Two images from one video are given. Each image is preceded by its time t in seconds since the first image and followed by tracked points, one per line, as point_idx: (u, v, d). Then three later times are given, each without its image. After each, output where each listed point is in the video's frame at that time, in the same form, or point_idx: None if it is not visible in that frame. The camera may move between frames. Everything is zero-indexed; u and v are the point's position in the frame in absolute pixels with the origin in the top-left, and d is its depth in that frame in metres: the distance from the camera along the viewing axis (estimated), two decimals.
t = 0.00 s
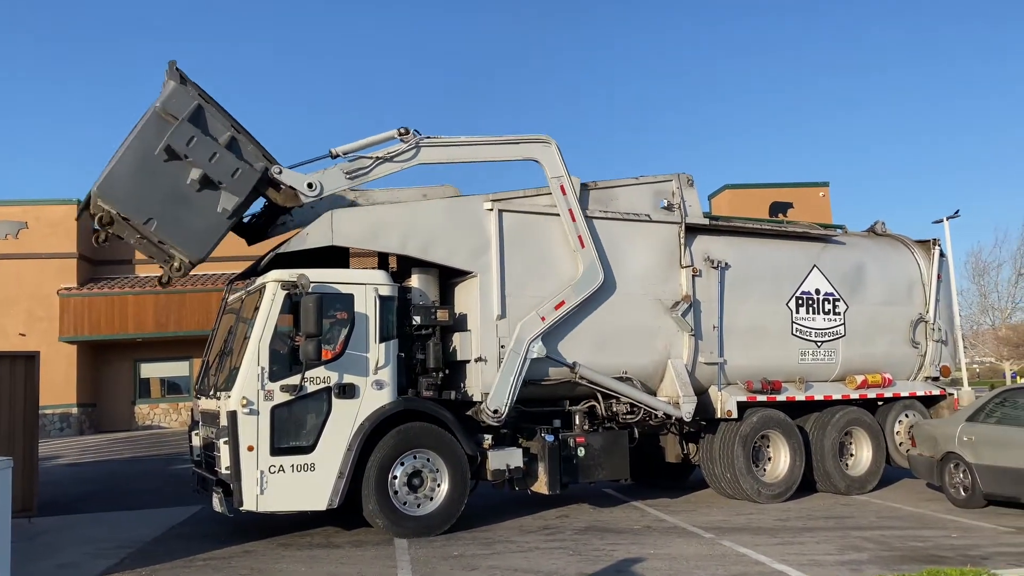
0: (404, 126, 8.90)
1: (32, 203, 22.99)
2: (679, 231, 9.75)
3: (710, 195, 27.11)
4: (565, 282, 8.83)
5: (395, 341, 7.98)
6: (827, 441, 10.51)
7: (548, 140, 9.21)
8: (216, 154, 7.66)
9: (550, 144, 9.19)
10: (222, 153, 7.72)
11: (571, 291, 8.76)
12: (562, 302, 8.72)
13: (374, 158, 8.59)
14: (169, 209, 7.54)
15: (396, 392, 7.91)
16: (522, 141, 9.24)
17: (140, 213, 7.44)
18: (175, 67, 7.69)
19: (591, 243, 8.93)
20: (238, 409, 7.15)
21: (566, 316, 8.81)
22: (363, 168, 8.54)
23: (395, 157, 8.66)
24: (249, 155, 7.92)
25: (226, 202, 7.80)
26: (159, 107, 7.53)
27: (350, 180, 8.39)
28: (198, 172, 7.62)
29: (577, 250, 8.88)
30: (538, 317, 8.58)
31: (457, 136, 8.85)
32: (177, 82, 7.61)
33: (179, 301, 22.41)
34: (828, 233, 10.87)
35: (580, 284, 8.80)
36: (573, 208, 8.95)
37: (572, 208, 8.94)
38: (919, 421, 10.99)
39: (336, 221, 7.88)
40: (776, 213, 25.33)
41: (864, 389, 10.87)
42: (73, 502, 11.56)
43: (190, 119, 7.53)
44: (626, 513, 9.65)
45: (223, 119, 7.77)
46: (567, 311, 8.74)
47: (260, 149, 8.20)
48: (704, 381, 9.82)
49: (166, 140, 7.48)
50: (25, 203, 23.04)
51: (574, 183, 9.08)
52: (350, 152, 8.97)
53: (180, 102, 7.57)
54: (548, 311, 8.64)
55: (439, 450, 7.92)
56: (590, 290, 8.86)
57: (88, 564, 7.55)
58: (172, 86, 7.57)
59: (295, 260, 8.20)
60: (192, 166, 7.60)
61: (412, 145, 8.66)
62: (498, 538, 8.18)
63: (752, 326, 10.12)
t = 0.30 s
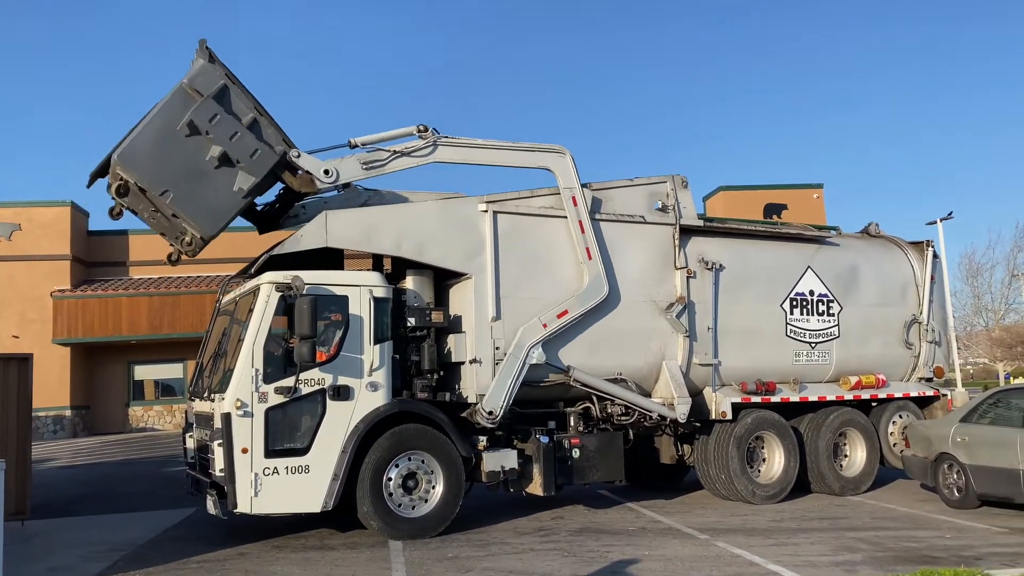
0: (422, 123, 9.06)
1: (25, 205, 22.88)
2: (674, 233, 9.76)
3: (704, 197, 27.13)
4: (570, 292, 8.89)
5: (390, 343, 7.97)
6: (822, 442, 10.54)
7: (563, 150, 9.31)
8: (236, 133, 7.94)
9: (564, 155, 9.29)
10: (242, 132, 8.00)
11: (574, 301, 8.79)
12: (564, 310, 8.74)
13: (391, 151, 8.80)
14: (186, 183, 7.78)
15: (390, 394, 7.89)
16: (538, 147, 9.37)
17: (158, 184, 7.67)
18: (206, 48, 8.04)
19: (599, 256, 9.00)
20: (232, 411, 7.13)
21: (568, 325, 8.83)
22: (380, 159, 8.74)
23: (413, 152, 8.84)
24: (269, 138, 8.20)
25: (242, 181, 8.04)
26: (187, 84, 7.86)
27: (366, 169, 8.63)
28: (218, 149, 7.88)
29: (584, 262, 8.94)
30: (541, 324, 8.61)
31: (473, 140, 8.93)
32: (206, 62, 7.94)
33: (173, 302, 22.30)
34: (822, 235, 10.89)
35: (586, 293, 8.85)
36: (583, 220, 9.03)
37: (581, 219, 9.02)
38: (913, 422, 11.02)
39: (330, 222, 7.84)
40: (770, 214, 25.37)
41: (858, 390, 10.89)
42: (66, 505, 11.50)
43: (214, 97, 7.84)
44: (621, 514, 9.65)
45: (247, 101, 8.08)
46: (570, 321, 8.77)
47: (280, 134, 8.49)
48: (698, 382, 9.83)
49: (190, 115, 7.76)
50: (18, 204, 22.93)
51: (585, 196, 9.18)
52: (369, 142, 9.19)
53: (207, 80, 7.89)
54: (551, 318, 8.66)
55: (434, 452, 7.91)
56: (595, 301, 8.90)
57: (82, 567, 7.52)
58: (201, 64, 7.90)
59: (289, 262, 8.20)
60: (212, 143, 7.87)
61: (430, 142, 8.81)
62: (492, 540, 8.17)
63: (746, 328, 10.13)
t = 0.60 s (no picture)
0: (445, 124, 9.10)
1: (20, 208, 22.84)
2: (670, 235, 9.77)
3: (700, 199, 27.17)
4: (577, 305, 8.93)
5: (386, 345, 7.97)
6: (818, 443, 10.54)
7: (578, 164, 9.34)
8: (262, 116, 7.98)
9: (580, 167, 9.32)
10: (268, 115, 8.04)
11: (580, 313, 8.84)
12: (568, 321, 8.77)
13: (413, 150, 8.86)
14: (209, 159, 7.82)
15: (387, 396, 7.88)
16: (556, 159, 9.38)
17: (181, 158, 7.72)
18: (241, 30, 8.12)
19: (607, 270, 9.08)
20: (228, 414, 7.11)
21: (572, 336, 8.88)
22: (400, 155, 8.82)
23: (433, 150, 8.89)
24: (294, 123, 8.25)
25: (264, 163, 8.08)
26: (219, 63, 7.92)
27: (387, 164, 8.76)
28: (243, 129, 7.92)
29: (591, 275, 9.01)
30: (544, 332, 8.64)
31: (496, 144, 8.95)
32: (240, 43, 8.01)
33: (169, 304, 22.28)
34: (817, 237, 10.91)
35: (592, 307, 8.91)
36: (593, 233, 9.11)
37: (591, 233, 9.10)
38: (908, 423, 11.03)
39: (328, 224, 7.84)
40: (766, 216, 25.43)
41: (855, 391, 10.91)
42: (62, 508, 11.46)
43: (244, 78, 7.90)
44: (617, 516, 9.66)
45: (276, 85, 8.13)
46: (573, 331, 8.80)
47: (305, 121, 8.54)
48: (695, 384, 9.85)
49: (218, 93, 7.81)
50: (12, 207, 22.89)
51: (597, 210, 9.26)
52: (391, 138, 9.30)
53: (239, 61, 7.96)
54: (554, 327, 8.69)
55: (430, 454, 7.90)
56: (600, 314, 8.96)
57: (78, 570, 7.50)
58: (234, 45, 7.98)
59: (285, 263, 8.19)
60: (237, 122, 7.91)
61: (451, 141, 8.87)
62: (489, 542, 8.16)
63: (743, 330, 10.15)
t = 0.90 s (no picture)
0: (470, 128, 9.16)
1: (16, 210, 22.82)
2: (667, 236, 9.78)
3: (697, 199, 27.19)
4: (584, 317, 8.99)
5: (383, 348, 7.96)
6: (815, 445, 10.55)
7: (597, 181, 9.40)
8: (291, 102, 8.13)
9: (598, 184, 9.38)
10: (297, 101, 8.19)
11: (586, 326, 8.89)
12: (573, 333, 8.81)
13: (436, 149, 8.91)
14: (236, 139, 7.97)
15: (384, 398, 7.88)
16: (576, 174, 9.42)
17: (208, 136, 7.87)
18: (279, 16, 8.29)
19: (615, 285, 9.14)
20: (226, 416, 7.11)
21: (577, 348, 8.93)
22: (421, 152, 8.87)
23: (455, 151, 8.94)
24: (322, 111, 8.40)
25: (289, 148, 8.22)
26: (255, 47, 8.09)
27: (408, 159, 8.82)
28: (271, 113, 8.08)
29: (601, 290, 9.07)
30: (549, 341, 8.68)
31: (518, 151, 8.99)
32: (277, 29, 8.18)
33: (166, 306, 22.25)
34: (814, 238, 10.92)
35: (597, 322, 8.96)
36: (605, 249, 9.19)
37: (604, 248, 9.17)
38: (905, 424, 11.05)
39: (326, 226, 7.84)
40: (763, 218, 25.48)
41: (851, 393, 10.92)
42: (60, 511, 11.45)
43: (277, 64, 8.05)
44: (615, 517, 9.66)
45: (308, 73, 8.29)
46: (577, 344, 8.84)
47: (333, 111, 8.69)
48: (692, 386, 9.86)
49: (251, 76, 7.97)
50: (9, 209, 22.86)
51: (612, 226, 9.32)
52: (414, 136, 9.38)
53: (275, 46, 8.12)
54: (560, 337, 8.73)
55: (428, 456, 7.90)
56: (608, 330, 9.02)
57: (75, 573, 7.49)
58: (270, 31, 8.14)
59: (282, 264, 8.18)
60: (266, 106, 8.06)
61: (474, 145, 8.90)
62: (486, 544, 8.15)
63: (740, 332, 10.16)
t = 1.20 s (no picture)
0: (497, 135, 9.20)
1: (15, 213, 22.82)
2: (665, 238, 9.78)
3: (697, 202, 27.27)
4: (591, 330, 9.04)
5: (382, 350, 7.97)
6: (814, 446, 10.56)
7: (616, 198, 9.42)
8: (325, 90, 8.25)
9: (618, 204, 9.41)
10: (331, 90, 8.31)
11: (592, 339, 8.94)
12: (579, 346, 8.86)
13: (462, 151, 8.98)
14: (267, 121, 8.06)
15: (383, 400, 7.88)
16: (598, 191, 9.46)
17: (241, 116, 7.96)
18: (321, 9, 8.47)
19: (625, 304, 9.19)
20: (225, 418, 7.11)
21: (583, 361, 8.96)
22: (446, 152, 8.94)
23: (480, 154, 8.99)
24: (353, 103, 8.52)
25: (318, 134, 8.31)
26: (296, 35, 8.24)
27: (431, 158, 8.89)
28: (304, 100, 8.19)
29: (610, 307, 9.11)
30: (553, 352, 8.73)
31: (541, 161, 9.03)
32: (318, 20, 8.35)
33: (165, 308, 22.24)
34: (812, 240, 10.93)
35: (604, 339, 9.00)
36: (618, 268, 9.24)
37: (617, 267, 9.23)
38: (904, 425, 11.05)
39: (325, 228, 7.84)
40: (762, 220, 25.51)
41: (850, 394, 10.92)
42: (59, 514, 11.43)
43: (315, 53, 8.19)
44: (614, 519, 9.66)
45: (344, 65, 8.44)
46: (582, 357, 8.88)
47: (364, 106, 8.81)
48: (690, 387, 9.87)
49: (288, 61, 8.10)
50: (7, 212, 22.85)
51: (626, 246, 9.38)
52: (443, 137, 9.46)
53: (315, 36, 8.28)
54: (565, 348, 8.78)
55: (427, 458, 7.89)
56: (615, 347, 9.06)
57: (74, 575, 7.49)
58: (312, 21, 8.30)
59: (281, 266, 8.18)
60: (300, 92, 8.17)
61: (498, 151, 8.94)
62: (485, 546, 8.14)
63: (739, 333, 10.17)
